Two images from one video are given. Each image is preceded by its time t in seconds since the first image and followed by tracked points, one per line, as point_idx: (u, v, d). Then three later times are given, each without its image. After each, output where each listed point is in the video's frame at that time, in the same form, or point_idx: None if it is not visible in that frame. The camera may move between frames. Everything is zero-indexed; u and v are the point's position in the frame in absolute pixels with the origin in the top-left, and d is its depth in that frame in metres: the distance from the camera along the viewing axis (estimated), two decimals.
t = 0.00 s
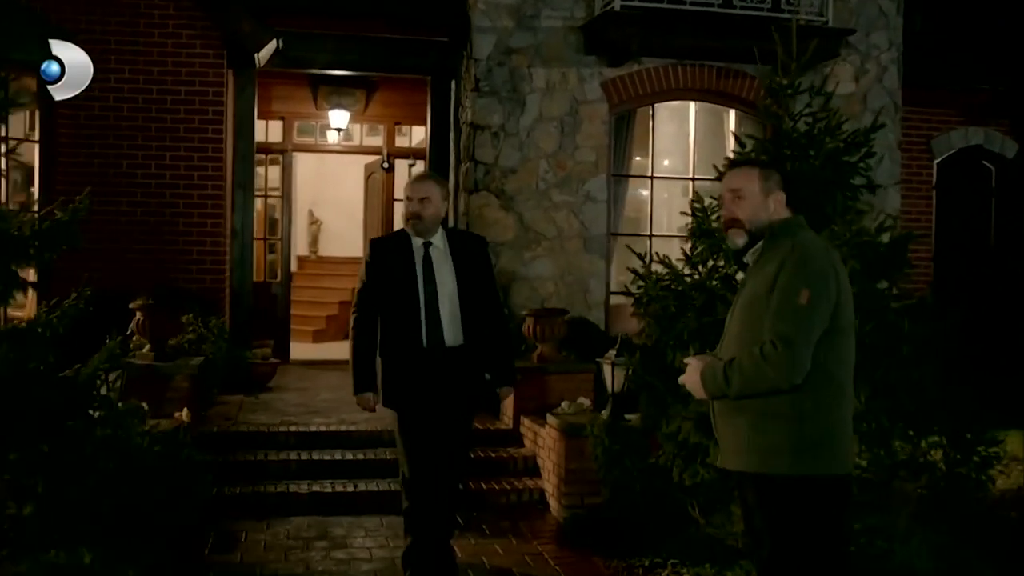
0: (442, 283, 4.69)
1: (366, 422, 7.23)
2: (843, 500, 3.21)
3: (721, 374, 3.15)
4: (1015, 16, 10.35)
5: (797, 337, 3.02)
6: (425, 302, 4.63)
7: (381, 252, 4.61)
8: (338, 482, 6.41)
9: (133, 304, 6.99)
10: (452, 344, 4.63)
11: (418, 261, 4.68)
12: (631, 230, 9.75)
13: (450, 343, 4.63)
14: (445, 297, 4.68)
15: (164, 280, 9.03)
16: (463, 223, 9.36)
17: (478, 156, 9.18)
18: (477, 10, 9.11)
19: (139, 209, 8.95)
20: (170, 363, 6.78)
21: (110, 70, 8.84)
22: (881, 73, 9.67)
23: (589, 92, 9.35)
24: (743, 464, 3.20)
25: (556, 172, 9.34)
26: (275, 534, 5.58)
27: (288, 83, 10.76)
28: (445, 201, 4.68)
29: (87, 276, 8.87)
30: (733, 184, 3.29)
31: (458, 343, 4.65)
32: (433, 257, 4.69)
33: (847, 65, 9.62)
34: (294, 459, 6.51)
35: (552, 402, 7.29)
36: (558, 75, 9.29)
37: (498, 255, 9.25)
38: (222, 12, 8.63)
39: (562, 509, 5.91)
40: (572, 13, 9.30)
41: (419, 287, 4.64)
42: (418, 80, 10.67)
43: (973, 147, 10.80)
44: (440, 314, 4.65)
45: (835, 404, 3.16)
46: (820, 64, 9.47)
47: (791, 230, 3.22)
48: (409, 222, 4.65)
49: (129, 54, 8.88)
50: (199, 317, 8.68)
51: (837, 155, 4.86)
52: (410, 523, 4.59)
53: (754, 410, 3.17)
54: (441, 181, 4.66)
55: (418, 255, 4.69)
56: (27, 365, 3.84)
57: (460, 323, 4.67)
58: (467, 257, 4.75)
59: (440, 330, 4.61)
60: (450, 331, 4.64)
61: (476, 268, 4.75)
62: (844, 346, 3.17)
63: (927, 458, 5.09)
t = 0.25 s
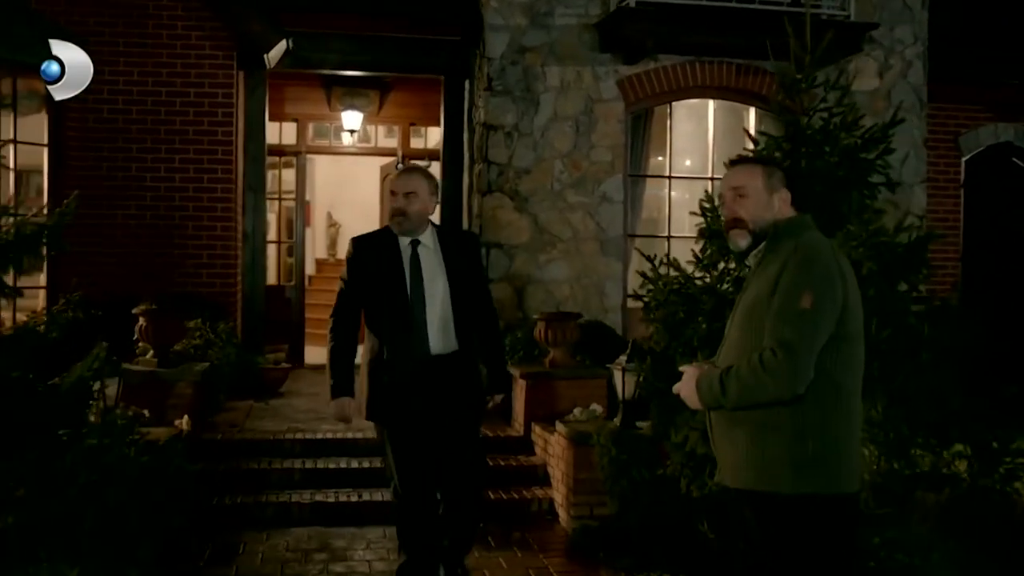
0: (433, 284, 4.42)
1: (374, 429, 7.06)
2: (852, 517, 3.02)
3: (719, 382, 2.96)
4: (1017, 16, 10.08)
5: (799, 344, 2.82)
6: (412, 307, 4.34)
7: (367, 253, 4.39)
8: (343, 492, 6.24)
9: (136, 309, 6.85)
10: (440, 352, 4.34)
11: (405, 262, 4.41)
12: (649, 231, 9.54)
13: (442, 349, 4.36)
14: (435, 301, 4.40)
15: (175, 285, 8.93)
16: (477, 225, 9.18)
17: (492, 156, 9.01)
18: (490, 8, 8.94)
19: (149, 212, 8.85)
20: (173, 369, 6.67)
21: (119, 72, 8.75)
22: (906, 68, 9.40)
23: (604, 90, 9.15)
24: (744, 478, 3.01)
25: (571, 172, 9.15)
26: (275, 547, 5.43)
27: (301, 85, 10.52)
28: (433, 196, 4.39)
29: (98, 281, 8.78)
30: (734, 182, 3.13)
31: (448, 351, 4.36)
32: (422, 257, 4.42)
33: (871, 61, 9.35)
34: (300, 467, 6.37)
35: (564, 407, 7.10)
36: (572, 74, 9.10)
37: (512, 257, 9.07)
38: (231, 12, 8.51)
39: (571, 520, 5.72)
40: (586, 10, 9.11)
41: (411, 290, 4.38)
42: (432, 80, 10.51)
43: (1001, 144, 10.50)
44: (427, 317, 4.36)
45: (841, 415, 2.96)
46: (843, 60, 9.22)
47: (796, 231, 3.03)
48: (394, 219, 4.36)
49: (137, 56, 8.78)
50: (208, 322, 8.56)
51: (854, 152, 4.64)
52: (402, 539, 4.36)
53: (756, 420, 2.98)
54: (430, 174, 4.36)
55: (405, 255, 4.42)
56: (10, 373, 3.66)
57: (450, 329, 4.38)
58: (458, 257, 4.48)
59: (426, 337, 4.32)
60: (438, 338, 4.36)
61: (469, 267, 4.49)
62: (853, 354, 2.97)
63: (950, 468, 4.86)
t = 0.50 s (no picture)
0: (428, 296, 4.20)
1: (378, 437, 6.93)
2: (856, 537, 2.87)
3: (716, 393, 2.80)
4: None
5: (801, 355, 2.66)
6: (406, 317, 4.12)
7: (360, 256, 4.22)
8: (345, 500, 6.11)
9: (138, 313, 6.75)
10: (432, 366, 4.13)
11: (400, 268, 4.18)
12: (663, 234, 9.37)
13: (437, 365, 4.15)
14: (429, 311, 4.17)
15: (181, 289, 8.83)
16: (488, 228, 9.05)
17: (503, 158, 8.87)
18: (501, 6, 8.80)
19: (156, 215, 8.76)
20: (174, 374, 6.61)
21: (127, 73, 8.67)
22: (927, 67, 9.17)
23: (618, 90, 8.98)
24: (744, 495, 2.87)
25: (583, 173, 9.00)
26: (272, 557, 5.32)
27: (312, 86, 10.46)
28: (428, 198, 4.16)
29: (105, 284, 8.70)
30: (738, 181, 2.96)
31: (441, 365, 4.15)
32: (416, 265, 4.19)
33: (891, 60, 9.14)
34: (302, 475, 6.24)
35: (573, 414, 6.95)
36: (585, 73, 8.95)
37: (523, 260, 8.93)
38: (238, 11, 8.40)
39: (577, 531, 5.57)
40: (599, 8, 8.95)
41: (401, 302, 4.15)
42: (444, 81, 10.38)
43: None
44: (421, 329, 4.14)
45: (846, 429, 2.81)
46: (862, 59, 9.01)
47: (802, 234, 2.86)
48: (386, 219, 4.13)
49: (145, 57, 8.71)
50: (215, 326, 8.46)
51: (869, 152, 4.47)
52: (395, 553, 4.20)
53: (756, 432, 2.83)
54: (426, 175, 4.15)
55: (399, 261, 4.20)
56: None
57: (443, 343, 4.17)
58: (456, 264, 4.26)
59: (419, 350, 4.11)
60: (431, 351, 4.14)
61: (469, 275, 4.27)
62: (858, 363, 2.82)
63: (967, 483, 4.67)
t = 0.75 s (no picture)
0: (432, 306, 3.96)
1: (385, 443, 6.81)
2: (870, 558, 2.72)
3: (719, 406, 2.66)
4: None
5: (807, 366, 2.51)
6: (404, 332, 3.90)
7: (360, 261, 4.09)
8: (351, 508, 6.00)
9: (145, 316, 6.66)
10: (432, 383, 3.88)
11: (406, 276, 3.97)
12: (681, 237, 9.21)
13: (437, 381, 3.89)
14: (431, 326, 3.94)
15: (195, 292, 8.76)
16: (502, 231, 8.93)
17: (517, 160, 8.73)
18: (515, 6, 8.67)
19: (168, 217, 8.70)
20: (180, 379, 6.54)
21: (138, 75, 8.61)
22: (952, 67, 8.96)
23: (634, 91, 8.84)
24: (749, 511, 2.73)
25: (599, 175, 8.85)
26: (273, 567, 5.21)
27: (326, 86, 10.54)
28: (442, 200, 3.94)
29: (116, 287, 8.66)
30: (743, 181, 2.80)
31: (442, 381, 3.89)
32: (425, 272, 3.97)
33: (915, 60, 8.93)
34: (308, 482, 6.13)
35: (585, 421, 6.80)
36: (601, 74, 8.80)
37: (538, 264, 8.79)
38: (249, 12, 8.31)
39: (586, 542, 5.43)
40: (615, 7, 8.80)
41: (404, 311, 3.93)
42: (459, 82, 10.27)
43: None
44: (421, 344, 3.90)
45: (859, 443, 2.66)
46: (886, 59, 8.81)
47: (812, 236, 2.71)
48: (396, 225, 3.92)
49: (156, 58, 8.64)
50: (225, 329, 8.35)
51: (886, 152, 4.32)
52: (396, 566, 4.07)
53: (761, 448, 2.69)
54: (438, 177, 3.93)
55: (408, 268, 3.99)
56: None
57: (446, 358, 3.91)
58: (465, 269, 4.00)
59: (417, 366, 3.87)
60: (431, 367, 3.89)
61: (481, 282, 4.02)
62: (871, 374, 2.66)
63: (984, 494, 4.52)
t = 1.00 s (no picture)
0: (444, 310, 3.60)
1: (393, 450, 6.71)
2: None
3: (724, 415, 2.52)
4: None
5: (821, 381, 2.37)
6: (410, 339, 3.55)
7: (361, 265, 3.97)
8: (357, 517, 5.90)
9: (152, 321, 6.59)
10: (440, 395, 3.51)
11: (417, 278, 3.62)
12: (698, 240, 9.06)
13: (444, 392, 3.52)
14: (440, 332, 3.57)
15: (206, 295, 8.69)
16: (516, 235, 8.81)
17: (532, 162, 8.61)
18: (529, 7, 8.55)
19: (179, 221, 8.63)
20: (187, 385, 6.46)
21: (149, 78, 8.56)
22: (975, 66, 8.76)
23: (650, 91, 8.70)
24: (756, 532, 2.59)
25: (615, 178, 8.72)
26: None
27: (340, 88, 10.42)
28: (460, 196, 3.58)
29: (128, 291, 8.61)
30: (749, 182, 2.66)
31: (451, 392, 3.52)
32: (438, 272, 3.62)
33: (937, 59, 8.74)
34: (314, 489, 6.04)
35: (598, 428, 6.66)
36: (617, 75, 8.67)
37: (553, 268, 8.66)
38: (259, 13, 8.23)
39: (596, 553, 5.30)
40: (631, 7, 8.67)
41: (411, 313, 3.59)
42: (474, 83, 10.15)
43: None
44: (428, 352, 3.55)
45: (875, 463, 2.51)
46: (907, 57, 8.63)
47: (823, 241, 2.58)
48: (412, 222, 3.56)
49: (167, 61, 8.59)
50: (236, 334, 8.28)
51: (905, 152, 4.16)
52: None
53: (769, 466, 2.56)
54: (456, 170, 3.58)
55: (422, 268, 3.64)
56: None
57: (456, 366, 3.54)
58: (483, 271, 3.63)
59: (424, 376, 3.51)
60: (439, 377, 3.53)
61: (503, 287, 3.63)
62: (889, 395, 2.51)
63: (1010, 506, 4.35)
